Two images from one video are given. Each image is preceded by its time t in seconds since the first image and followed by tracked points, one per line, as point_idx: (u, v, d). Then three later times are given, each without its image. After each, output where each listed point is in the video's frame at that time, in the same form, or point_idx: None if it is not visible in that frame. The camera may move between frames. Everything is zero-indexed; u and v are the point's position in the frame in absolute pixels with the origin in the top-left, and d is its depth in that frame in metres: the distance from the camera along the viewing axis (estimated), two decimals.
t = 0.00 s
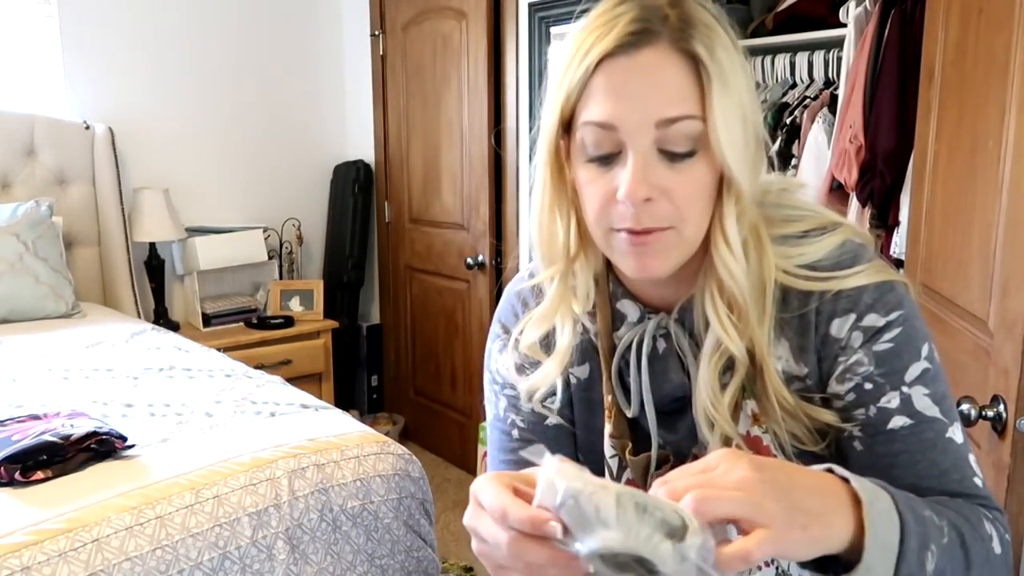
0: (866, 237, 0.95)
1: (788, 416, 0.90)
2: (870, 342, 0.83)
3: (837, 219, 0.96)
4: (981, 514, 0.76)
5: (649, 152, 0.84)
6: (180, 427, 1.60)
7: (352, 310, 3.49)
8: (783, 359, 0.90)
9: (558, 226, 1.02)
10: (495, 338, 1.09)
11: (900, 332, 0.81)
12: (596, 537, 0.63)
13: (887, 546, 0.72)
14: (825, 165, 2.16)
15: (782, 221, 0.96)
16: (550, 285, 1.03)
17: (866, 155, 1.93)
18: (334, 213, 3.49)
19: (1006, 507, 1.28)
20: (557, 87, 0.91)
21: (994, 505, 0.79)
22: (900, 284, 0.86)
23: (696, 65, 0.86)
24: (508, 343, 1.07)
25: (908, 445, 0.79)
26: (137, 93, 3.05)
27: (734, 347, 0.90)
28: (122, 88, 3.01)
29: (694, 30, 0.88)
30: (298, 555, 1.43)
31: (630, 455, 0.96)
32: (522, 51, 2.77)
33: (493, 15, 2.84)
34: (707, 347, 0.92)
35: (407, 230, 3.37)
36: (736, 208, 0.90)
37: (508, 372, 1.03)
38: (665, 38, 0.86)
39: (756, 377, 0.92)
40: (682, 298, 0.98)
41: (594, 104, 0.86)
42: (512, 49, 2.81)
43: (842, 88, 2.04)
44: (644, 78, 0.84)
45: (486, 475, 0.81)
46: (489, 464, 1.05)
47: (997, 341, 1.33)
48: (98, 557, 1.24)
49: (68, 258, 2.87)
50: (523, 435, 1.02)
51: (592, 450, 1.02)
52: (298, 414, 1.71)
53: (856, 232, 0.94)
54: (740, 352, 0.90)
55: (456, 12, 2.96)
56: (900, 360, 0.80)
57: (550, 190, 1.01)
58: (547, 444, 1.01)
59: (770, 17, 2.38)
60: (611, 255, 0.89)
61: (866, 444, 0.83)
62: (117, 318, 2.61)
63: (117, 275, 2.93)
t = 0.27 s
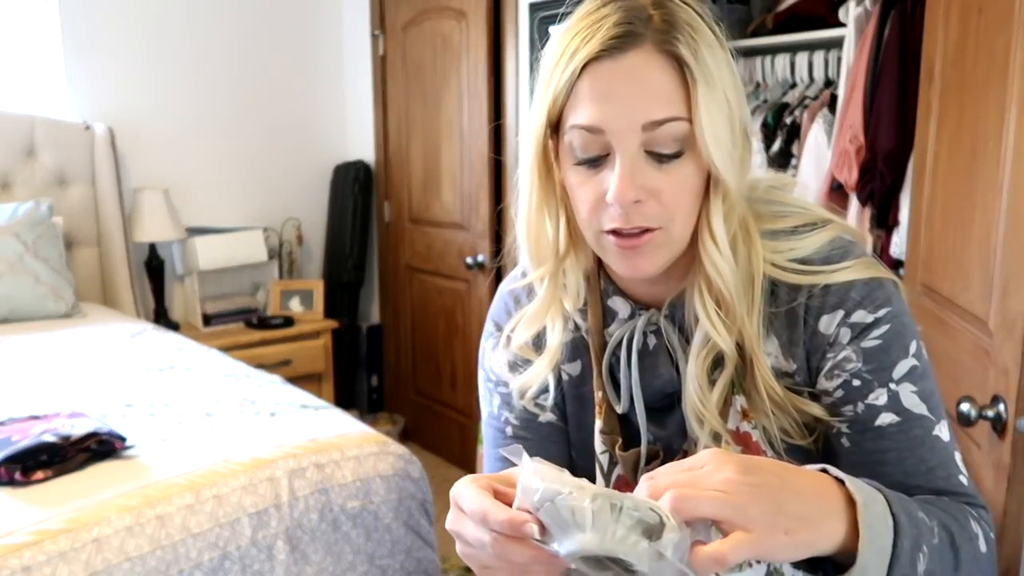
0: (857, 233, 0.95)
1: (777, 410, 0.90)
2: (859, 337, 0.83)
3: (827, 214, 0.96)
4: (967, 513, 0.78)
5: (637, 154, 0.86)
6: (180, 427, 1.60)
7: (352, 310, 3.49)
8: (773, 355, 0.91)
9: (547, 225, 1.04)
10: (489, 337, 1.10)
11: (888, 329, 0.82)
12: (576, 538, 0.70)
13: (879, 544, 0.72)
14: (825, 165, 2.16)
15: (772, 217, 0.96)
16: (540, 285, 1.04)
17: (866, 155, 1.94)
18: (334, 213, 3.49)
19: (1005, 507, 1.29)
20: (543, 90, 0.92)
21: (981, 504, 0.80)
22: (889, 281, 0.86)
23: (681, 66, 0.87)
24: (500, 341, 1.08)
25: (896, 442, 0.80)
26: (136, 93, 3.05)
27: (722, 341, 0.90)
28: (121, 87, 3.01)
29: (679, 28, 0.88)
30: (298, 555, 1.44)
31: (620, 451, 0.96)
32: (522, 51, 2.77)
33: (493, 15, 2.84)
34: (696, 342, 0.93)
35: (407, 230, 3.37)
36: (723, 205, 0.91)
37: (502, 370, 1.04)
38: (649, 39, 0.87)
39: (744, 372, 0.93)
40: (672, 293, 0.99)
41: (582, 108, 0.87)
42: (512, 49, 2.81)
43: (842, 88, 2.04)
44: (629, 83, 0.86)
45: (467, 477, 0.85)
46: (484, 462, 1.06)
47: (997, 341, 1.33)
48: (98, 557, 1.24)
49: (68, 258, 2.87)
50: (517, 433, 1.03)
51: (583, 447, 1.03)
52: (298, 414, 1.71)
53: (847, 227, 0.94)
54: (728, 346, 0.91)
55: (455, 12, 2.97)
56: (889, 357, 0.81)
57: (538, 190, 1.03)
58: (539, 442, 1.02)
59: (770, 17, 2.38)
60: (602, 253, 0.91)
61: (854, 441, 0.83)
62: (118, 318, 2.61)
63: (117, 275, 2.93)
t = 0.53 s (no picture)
0: (852, 229, 0.96)
1: (771, 405, 0.91)
2: (854, 333, 0.83)
3: (822, 210, 0.96)
4: (966, 509, 0.78)
5: (631, 152, 0.86)
6: (180, 427, 1.61)
7: (353, 310, 3.50)
8: (767, 351, 0.91)
9: (542, 222, 1.04)
10: (485, 334, 1.10)
11: (883, 324, 0.82)
12: (562, 536, 0.71)
13: (877, 543, 0.73)
14: (825, 165, 2.16)
15: (767, 212, 0.96)
16: (535, 281, 1.05)
17: (866, 155, 1.94)
18: (334, 213, 3.49)
19: (1005, 508, 1.29)
20: (537, 88, 0.92)
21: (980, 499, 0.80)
22: (884, 277, 0.86)
23: (675, 64, 0.87)
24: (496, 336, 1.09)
25: (893, 437, 0.80)
26: (136, 92, 3.05)
27: (716, 338, 0.91)
28: (121, 87, 3.01)
29: (674, 27, 0.88)
30: (298, 555, 1.44)
31: (615, 447, 0.97)
32: (522, 51, 2.77)
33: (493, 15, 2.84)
34: (690, 338, 0.93)
35: (407, 230, 3.37)
36: (718, 202, 0.91)
37: (498, 367, 1.06)
38: (643, 38, 0.87)
39: (738, 368, 0.93)
40: (666, 288, 0.98)
41: (576, 107, 0.88)
42: (512, 49, 2.81)
43: (842, 87, 2.04)
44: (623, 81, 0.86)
45: (447, 481, 0.85)
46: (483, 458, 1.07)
47: (996, 341, 1.33)
48: (98, 557, 1.24)
49: (68, 258, 2.87)
50: (513, 430, 1.04)
51: (579, 443, 1.03)
52: (298, 413, 1.71)
53: (842, 223, 0.94)
54: (722, 342, 0.91)
55: (455, 12, 2.97)
56: (884, 352, 0.81)
57: (533, 185, 1.03)
58: (534, 438, 1.03)
59: (770, 18, 2.38)
60: (596, 249, 0.91)
61: (851, 438, 0.83)
62: (118, 318, 2.61)
63: (117, 275, 2.93)
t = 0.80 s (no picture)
0: (852, 228, 0.96)
1: (772, 404, 0.90)
2: (856, 332, 0.83)
3: (822, 210, 0.96)
4: (967, 512, 0.79)
5: (631, 151, 0.86)
6: (180, 426, 1.61)
7: (353, 310, 3.49)
8: (768, 351, 0.91)
9: (541, 221, 1.04)
10: (485, 333, 1.10)
11: (884, 324, 0.82)
12: (567, 540, 0.71)
13: (877, 543, 0.73)
14: (825, 165, 2.16)
15: (767, 211, 0.97)
16: (535, 280, 1.05)
17: (866, 155, 1.94)
18: (334, 213, 3.48)
19: (1005, 508, 1.29)
20: (537, 87, 0.92)
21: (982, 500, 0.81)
22: (885, 276, 0.87)
23: (675, 63, 0.87)
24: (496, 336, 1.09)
25: (894, 437, 0.80)
26: (136, 92, 3.05)
27: (717, 337, 0.90)
28: (121, 87, 3.01)
29: (673, 26, 0.88)
30: (298, 555, 1.44)
31: (615, 447, 0.97)
32: (522, 51, 2.77)
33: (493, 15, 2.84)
34: (691, 337, 0.93)
35: (407, 230, 3.37)
36: (718, 201, 0.91)
37: (497, 367, 1.06)
38: (643, 37, 0.87)
39: (739, 367, 0.93)
40: (666, 288, 0.98)
41: (575, 106, 0.88)
42: (512, 49, 2.81)
43: (842, 87, 2.04)
44: (622, 80, 0.86)
45: (447, 485, 0.85)
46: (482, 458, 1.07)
47: (996, 341, 1.33)
48: (98, 557, 1.24)
49: (68, 258, 2.87)
50: (512, 430, 1.04)
51: (579, 443, 1.03)
52: (298, 413, 1.71)
53: (842, 223, 0.94)
54: (723, 342, 0.90)
55: (455, 12, 2.97)
56: (886, 352, 0.81)
57: (532, 185, 1.03)
58: (534, 439, 1.03)
59: (770, 17, 2.38)
60: (595, 250, 0.91)
61: (852, 438, 0.83)
62: (118, 318, 2.61)
63: (117, 274, 2.93)
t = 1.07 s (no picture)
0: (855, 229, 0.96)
1: (773, 404, 0.90)
2: (859, 332, 0.83)
3: (825, 211, 0.96)
4: (972, 513, 0.78)
5: (632, 154, 0.86)
6: (181, 426, 1.61)
7: (353, 310, 3.49)
8: (771, 351, 0.91)
9: (543, 223, 1.05)
10: (486, 333, 1.10)
11: (888, 325, 0.82)
12: (575, 546, 0.69)
13: (879, 544, 0.73)
14: (825, 165, 2.16)
15: (769, 211, 0.97)
16: (536, 281, 1.05)
17: (866, 155, 1.94)
18: (334, 213, 3.48)
19: (1005, 508, 1.29)
20: (537, 90, 0.93)
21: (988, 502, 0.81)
22: (888, 275, 0.87)
23: (676, 65, 0.87)
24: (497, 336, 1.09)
25: (900, 437, 0.80)
26: (137, 92, 3.05)
27: (718, 337, 0.91)
28: (122, 87, 3.01)
29: (674, 27, 0.88)
30: (298, 555, 1.44)
31: (616, 447, 0.97)
32: (522, 51, 2.77)
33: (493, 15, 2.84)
34: (693, 337, 0.94)
35: (407, 230, 3.37)
36: (720, 202, 0.91)
37: (499, 367, 1.05)
38: (643, 39, 0.87)
39: (742, 367, 0.93)
40: (668, 289, 0.98)
41: (576, 110, 0.88)
42: (511, 49, 2.81)
43: (842, 87, 2.04)
44: (623, 83, 0.86)
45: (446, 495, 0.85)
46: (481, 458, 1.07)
47: (996, 341, 1.33)
48: (98, 557, 1.24)
49: (68, 258, 2.87)
50: (512, 429, 1.03)
51: (579, 443, 1.02)
52: (298, 414, 1.71)
53: (844, 223, 0.95)
54: (725, 342, 0.91)
55: (455, 12, 2.97)
56: (890, 352, 0.81)
57: (534, 185, 1.03)
58: (534, 439, 1.03)
59: (770, 17, 2.38)
60: (597, 254, 0.92)
61: (857, 438, 0.83)
62: (118, 318, 2.61)
63: (117, 274, 2.93)
